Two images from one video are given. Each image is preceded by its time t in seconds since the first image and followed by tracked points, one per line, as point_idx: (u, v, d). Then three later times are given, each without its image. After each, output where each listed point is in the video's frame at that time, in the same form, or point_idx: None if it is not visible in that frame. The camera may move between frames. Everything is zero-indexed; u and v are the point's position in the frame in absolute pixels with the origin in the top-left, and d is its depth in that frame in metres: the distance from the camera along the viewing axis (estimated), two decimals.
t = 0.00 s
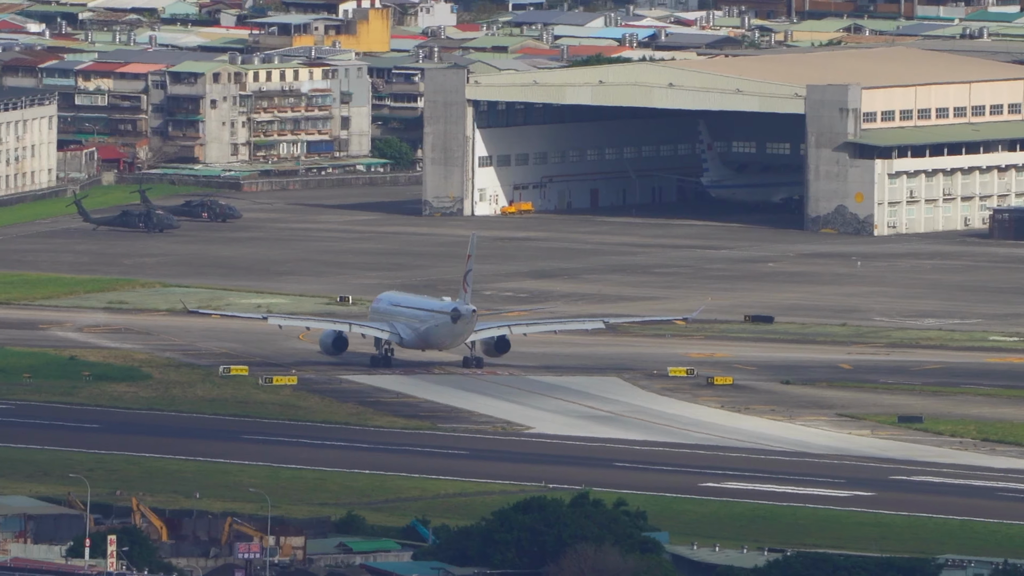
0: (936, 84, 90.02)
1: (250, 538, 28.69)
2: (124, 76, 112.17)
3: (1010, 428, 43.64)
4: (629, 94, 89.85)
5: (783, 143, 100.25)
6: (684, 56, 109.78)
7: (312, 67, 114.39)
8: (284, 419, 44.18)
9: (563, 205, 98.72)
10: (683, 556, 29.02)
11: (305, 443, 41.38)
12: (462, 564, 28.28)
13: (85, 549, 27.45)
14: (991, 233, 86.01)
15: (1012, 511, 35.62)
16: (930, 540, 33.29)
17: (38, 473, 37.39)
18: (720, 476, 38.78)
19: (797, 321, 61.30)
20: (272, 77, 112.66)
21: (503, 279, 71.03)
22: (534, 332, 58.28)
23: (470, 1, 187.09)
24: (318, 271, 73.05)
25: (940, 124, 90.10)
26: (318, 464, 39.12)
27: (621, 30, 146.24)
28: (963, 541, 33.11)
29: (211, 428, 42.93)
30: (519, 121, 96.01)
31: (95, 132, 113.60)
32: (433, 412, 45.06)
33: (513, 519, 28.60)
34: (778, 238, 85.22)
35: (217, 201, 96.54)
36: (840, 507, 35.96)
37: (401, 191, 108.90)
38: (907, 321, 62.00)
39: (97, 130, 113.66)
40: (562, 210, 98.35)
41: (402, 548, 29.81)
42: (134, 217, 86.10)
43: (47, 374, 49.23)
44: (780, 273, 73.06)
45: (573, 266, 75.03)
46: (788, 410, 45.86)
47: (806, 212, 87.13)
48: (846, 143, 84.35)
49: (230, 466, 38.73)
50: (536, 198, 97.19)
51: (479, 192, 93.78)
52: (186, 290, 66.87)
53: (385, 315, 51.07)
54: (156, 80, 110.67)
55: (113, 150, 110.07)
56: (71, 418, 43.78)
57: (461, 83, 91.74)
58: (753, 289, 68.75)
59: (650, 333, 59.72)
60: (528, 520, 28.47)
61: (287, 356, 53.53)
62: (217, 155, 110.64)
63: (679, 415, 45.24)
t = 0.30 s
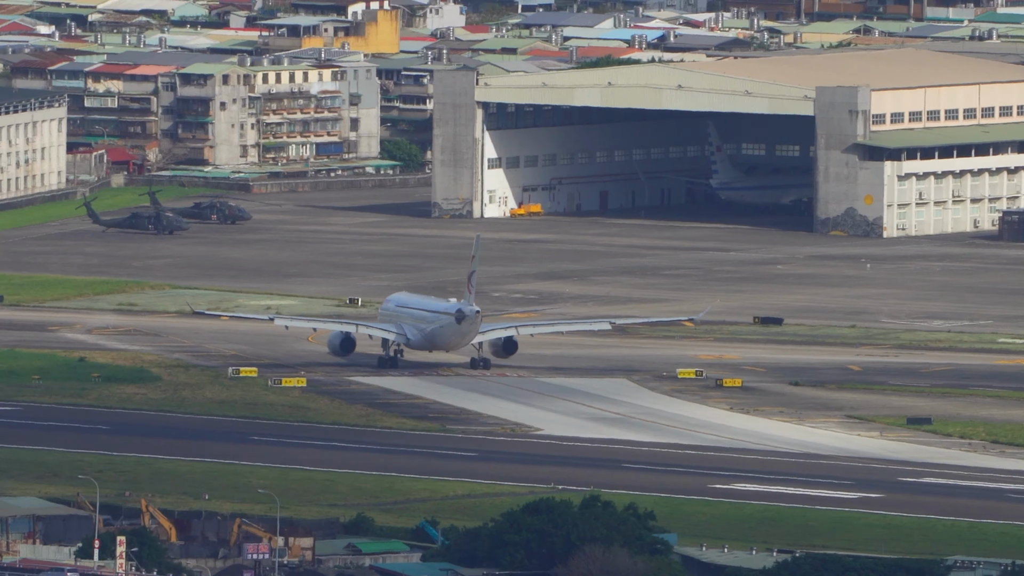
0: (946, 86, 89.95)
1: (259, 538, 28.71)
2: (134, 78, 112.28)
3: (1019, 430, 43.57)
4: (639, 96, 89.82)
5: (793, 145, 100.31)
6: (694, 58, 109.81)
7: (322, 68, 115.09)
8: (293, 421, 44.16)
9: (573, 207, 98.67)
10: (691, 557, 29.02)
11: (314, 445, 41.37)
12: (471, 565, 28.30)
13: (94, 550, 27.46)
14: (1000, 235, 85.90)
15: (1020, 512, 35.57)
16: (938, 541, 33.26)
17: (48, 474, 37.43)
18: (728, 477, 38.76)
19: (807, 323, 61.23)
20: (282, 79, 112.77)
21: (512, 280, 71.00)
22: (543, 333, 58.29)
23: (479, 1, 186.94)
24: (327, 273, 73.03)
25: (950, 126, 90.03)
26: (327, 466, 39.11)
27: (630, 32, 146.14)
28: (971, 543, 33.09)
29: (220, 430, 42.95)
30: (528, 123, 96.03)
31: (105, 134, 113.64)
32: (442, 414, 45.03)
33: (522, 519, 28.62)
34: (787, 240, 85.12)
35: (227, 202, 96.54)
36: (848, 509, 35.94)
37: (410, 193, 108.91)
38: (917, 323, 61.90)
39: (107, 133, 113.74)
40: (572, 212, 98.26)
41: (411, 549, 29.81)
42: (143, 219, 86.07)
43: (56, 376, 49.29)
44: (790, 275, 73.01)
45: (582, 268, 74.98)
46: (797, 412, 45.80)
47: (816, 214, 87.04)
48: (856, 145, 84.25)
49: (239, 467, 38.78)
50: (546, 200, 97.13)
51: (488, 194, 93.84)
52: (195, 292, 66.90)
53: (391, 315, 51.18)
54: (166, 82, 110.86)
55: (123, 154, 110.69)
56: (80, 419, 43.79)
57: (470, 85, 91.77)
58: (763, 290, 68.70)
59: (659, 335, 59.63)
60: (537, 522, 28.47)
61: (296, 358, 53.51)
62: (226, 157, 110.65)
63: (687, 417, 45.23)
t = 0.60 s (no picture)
0: (954, 87, 89.91)
1: (268, 541, 28.78)
2: (143, 78, 112.34)
3: None
4: (646, 96, 89.77)
5: (801, 146, 100.37)
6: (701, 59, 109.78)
7: (331, 69, 115.35)
8: (300, 422, 44.22)
9: (580, 207, 98.63)
10: (701, 560, 29.02)
11: (322, 446, 41.41)
12: (480, 566, 28.33)
13: (103, 552, 27.54)
14: (1008, 236, 85.86)
15: None
16: (945, 543, 33.26)
17: (56, 475, 37.50)
18: (735, 478, 38.78)
19: (814, 324, 61.21)
20: (291, 79, 112.90)
21: (520, 281, 71.03)
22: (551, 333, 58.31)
23: (488, 1, 186.96)
24: (335, 273, 73.07)
25: (958, 127, 89.99)
26: (334, 467, 39.18)
27: (639, 32, 146.11)
28: (978, 545, 33.08)
29: (228, 431, 43.01)
30: (536, 123, 96.15)
31: (114, 134, 113.83)
32: (449, 415, 45.07)
33: (532, 521, 28.62)
34: (794, 241, 85.11)
35: (235, 203, 96.63)
36: (855, 511, 35.94)
37: (419, 193, 108.99)
38: (924, 324, 61.86)
39: (115, 132, 113.93)
40: (579, 212, 98.23)
41: (420, 551, 29.83)
42: (151, 220, 86.14)
43: (65, 377, 49.39)
44: (798, 276, 72.99)
45: (590, 268, 74.97)
46: (804, 413, 45.80)
47: (823, 214, 87.00)
48: (863, 145, 84.23)
49: (247, 468, 38.87)
50: (554, 200, 97.07)
51: (496, 194, 93.80)
52: (203, 293, 66.99)
53: (398, 316, 51.21)
54: (175, 82, 110.69)
55: (132, 154, 110.59)
56: (88, 420, 43.86)
57: (479, 85, 91.86)
58: (771, 291, 68.68)
59: (667, 335, 59.63)
60: (547, 524, 28.48)
61: (304, 359, 53.55)
62: (235, 158, 110.93)
63: (695, 418, 45.26)
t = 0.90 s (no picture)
0: (963, 87, 89.78)
1: (276, 540, 28.74)
2: (152, 79, 112.37)
3: None
4: (656, 96, 89.66)
5: (810, 146, 100.25)
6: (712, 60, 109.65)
7: (340, 69, 114.96)
8: (309, 421, 44.20)
9: (590, 208, 98.55)
10: (709, 560, 28.93)
11: (331, 446, 41.37)
12: (488, 565, 28.30)
13: (111, 550, 27.52)
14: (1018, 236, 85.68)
15: None
16: (955, 543, 33.16)
17: (66, 475, 37.50)
18: (746, 478, 38.69)
19: (824, 324, 61.10)
20: (300, 80, 112.96)
21: (529, 281, 71.00)
22: (560, 332, 58.26)
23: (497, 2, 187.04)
24: (344, 273, 73.05)
25: (967, 127, 89.85)
26: (342, 467, 39.13)
27: (649, 33, 145.94)
28: (987, 544, 32.98)
29: (237, 430, 42.99)
30: (546, 124, 96.18)
31: (123, 135, 113.84)
32: (459, 415, 45.02)
33: (540, 520, 28.56)
34: (804, 241, 84.98)
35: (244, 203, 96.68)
36: (865, 510, 35.83)
37: (428, 194, 109.01)
38: (934, 324, 61.73)
39: (124, 133, 113.86)
40: (589, 212, 98.16)
41: (429, 551, 29.79)
42: (161, 220, 86.23)
43: (74, 376, 49.42)
44: (807, 276, 72.88)
45: (600, 269, 74.89)
46: (814, 413, 45.71)
47: (833, 215, 86.88)
48: (873, 146, 84.06)
49: (256, 467, 38.85)
50: (563, 201, 97.00)
51: (506, 194, 93.74)
52: (212, 293, 66.99)
53: (404, 316, 51.35)
54: (184, 82, 110.74)
55: (141, 154, 110.58)
56: (97, 420, 43.85)
57: (488, 85, 91.80)
58: (781, 292, 68.57)
59: (676, 335, 59.55)
60: (556, 524, 28.42)
61: (314, 358, 53.52)
62: (244, 158, 111.16)
63: (704, 418, 45.17)
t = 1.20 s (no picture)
0: (972, 86, 89.77)
1: (285, 539, 28.74)
2: (160, 78, 112.15)
3: None
4: (664, 95, 89.74)
5: (818, 145, 100.27)
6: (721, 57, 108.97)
7: (348, 69, 115.13)
8: (317, 420, 44.21)
9: (598, 207, 98.49)
10: (718, 559, 28.90)
11: (340, 445, 41.37)
12: (496, 565, 28.32)
13: (119, 550, 27.53)
14: None
15: None
16: (965, 542, 33.11)
17: (74, 474, 37.52)
18: (754, 477, 38.67)
19: (833, 323, 61.00)
20: (308, 79, 112.94)
21: (537, 280, 70.93)
22: (568, 330, 58.17)
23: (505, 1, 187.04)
24: (353, 272, 73.04)
25: (976, 126, 89.83)
26: (351, 466, 39.14)
27: (656, 32, 145.83)
28: (996, 544, 32.94)
29: (246, 430, 43.00)
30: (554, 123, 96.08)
31: (131, 134, 113.81)
32: (467, 414, 45.02)
33: (548, 520, 28.55)
34: (812, 240, 84.88)
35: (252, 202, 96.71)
36: (873, 510, 35.79)
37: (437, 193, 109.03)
38: (943, 322, 61.67)
39: (133, 132, 113.87)
40: (597, 211, 98.10)
41: (437, 550, 29.79)
42: (169, 219, 86.29)
43: (82, 375, 49.45)
44: (816, 275, 72.78)
45: (608, 267, 74.85)
46: (823, 412, 45.68)
47: (841, 213, 86.82)
48: (881, 144, 83.96)
49: (265, 467, 38.83)
50: (572, 200, 96.98)
51: (514, 193, 93.68)
52: (220, 292, 66.99)
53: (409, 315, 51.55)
54: (193, 81, 110.83)
55: (150, 153, 111.07)
56: (105, 419, 43.86)
57: (497, 84, 91.74)
58: (789, 291, 68.51)
59: (685, 333, 59.51)
60: (564, 523, 28.42)
61: (322, 357, 53.54)
62: (252, 157, 110.90)
63: (712, 417, 45.16)
